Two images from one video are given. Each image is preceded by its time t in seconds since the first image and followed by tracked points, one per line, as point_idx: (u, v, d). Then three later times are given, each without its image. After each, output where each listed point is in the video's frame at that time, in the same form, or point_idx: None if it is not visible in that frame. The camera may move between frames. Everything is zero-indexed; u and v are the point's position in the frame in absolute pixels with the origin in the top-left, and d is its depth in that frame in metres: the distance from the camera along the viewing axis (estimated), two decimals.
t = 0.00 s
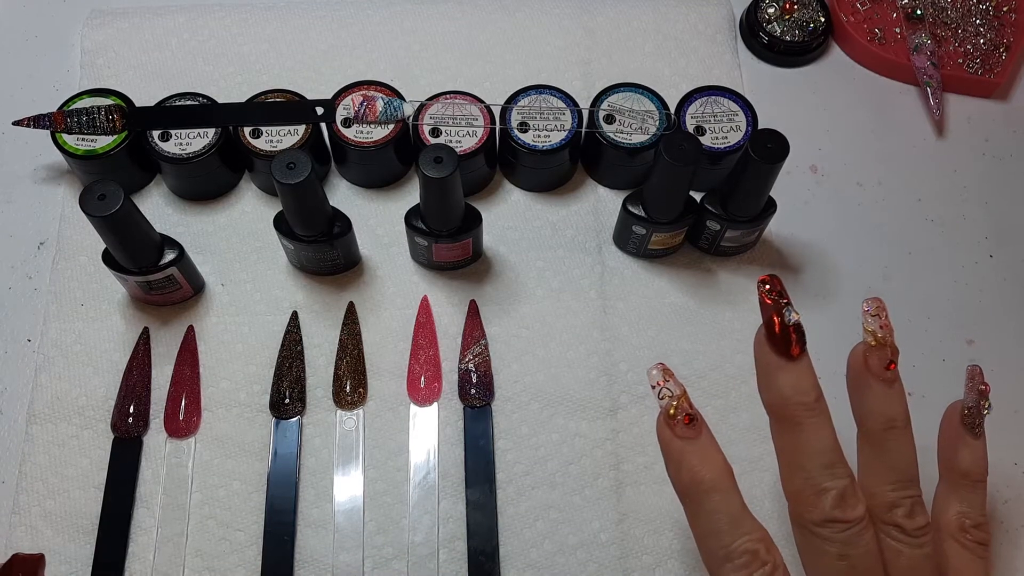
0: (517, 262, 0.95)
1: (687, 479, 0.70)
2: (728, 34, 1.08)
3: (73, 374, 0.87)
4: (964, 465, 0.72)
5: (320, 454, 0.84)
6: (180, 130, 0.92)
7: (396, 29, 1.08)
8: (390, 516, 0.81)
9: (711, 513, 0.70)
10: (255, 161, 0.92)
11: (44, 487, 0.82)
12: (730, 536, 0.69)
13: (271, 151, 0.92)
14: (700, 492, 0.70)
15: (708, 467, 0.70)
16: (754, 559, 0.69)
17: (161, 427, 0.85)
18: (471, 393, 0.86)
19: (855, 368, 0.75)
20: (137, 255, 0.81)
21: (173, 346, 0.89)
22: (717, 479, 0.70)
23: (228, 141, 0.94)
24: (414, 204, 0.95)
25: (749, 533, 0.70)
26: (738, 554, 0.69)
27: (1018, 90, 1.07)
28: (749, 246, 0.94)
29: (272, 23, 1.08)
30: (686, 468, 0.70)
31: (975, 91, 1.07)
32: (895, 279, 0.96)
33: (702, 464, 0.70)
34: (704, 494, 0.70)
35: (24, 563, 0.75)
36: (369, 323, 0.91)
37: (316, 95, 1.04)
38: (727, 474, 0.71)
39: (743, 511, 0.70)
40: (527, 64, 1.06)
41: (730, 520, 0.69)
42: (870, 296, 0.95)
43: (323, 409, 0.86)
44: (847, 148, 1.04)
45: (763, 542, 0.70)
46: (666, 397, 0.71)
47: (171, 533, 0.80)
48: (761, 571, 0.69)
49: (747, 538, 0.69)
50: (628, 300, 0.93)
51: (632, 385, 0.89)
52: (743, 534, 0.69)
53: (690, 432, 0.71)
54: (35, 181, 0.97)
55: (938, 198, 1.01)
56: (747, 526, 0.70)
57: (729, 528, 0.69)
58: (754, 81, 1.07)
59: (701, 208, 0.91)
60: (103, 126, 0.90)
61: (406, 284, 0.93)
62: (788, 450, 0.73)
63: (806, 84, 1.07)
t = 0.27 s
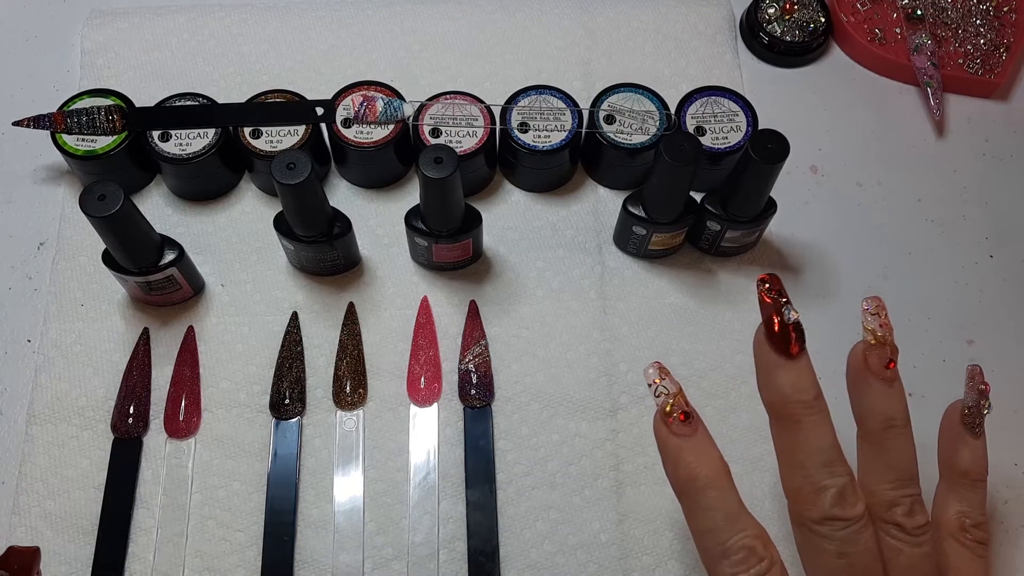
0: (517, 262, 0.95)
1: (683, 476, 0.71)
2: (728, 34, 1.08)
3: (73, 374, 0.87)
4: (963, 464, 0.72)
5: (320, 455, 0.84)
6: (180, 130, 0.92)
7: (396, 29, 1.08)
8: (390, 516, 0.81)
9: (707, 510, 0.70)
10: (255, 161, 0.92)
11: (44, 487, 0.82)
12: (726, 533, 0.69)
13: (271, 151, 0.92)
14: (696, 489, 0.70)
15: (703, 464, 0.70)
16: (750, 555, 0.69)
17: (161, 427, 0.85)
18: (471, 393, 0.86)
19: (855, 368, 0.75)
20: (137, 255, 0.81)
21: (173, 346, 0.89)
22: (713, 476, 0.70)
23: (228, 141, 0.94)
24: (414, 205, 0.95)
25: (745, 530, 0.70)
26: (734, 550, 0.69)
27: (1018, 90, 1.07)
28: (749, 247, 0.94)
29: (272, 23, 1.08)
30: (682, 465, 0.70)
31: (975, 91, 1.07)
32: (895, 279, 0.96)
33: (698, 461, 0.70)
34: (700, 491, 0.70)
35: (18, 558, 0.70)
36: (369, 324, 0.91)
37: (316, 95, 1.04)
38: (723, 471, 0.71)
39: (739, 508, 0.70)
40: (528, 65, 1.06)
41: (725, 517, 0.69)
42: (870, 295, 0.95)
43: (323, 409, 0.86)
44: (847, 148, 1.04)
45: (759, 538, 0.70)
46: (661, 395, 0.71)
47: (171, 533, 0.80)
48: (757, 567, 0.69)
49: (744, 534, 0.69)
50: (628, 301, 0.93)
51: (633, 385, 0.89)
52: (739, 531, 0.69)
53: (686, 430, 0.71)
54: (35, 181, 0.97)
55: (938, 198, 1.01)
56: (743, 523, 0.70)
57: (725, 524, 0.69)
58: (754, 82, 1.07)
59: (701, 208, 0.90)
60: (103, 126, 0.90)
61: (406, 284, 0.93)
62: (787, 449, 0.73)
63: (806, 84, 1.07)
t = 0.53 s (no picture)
0: (517, 261, 0.95)
1: (680, 475, 0.71)
2: (728, 34, 1.08)
3: (73, 374, 0.87)
4: (964, 464, 0.72)
5: (320, 455, 0.84)
6: (180, 130, 0.92)
7: (396, 29, 1.08)
8: (390, 516, 0.81)
9: (705, 509, 0.70)
10: (255, 161, 0.92)
11: (44, 487, 0.82)
12: (724, 532, 0.69)
13: (271, 151, 0.92)
14: (693, 488, 0.70)
15: (699, 464, 0.70)
16: (747, 554, 0.69)
17: (161, 427, 0.85)
18: (471, 392, 0.86)
19: (855, 367, 0.75)
20: (137, 254, 0.81)
21: (173, 346, 0.89)
22: (709, 475, 0.70)
23: (228, 141, 0.94)
24: (414, 204, 0.95)
25: (741, 529, 0.70)
26: (731, 549, 0.69)
27: (1018, 90, 1.08)
28: (749, 246, 0.94)
29: (272, 23, 1.08)
30: (679, 464, 0.70)
31: (975, 91, 1.07)
32: (895, 279, 0.96)
33: (694, 460, 0.70)
34: (697, 490, 0.70)
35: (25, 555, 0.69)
36: (369, 323, 0.91)
37: (316, 95, 1.04)
38: (719, 470, 0.71)
39: (736, 507, 0.70)
40: (527, 64, 1.06)
41: (722, 515, 0.69)
42: (871, 295, 0.95)
43: (323, 409, 0.86)
44: (847, 148, 1.04)
45: (756, 537, 0.70)
46: (657, 396, 0.71)
47: (171, 533, 0.80)
48: (754, 566, 0.69)
49: (741, 533, 0.69)
50: (628, 300, 0.93)
51: (633, 384, 0.89)
52: (736, 530, 0.69)
53: (682, 430, 0.71)
54: (35, 181, 0.97)
55: (938, 198, 1.01)
56: (739, 522, 0.70)
57: (722, 523, 0.69)
58: (754, 81, 1.07)
59: (701, 207, 0.91)
60: (103, 126, 0.90)
61: (406, 284, 0.93)
62: (787, 448, 0.73)
63: (806, 84, 1.07)
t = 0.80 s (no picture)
0: (517, 262, 0.95)
1: (679, 475, 0.71)
2: (728, 34, 1.08)
3: (73, 374, 0.87)
4: (965, 464, 0.72)
5: (320, 455, 0.84)
6: (180, 130, 0.92)
7: (396, 29, 1.08)
8: (390, 516, 0.81)
9: (703, 509, 0.70)
10: (255, 161, 0.92)
11: (44, 487, 0.82)
12: (722, 531, 0.69)
13: (271, 151, 0.92)
14: (691, 488, 0.70)
15: (697, 464, 0.70)
16: (746, 554, 0.69)
17: (161, 427, 0.85)
18: (471, 393, 0.86)
19: (856, 367, 0.75)
20: (136, 254, 0.81)
21: (173, 346, 0.89)
22: (707, 475, 0.70)
23: (228, 141, 0.94)
24: (414, 204, 0.95)
25: (739, 529, 0.70)
26: (730, 549, 0.69)
27: (1018, 90, 1.08)
28: (749, 246, 0.94)
29: (272, 23, 1.08)
30: (676, 464, 0.70)
31: (975, 91, 1.07)
32: (895, 279, 0.96)
33: (692, 460, 0.70)
34: (694, 490, 0.70)
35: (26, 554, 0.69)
36: (369, 323, 0.91)
37: (316, 95, 1.04)
38: (717, 470, 0.71)
39: (735, 506, 0.70)
40: (527, 64, 1.06)
41: (720, 515, 0.69)
42: (871, 295, 0.95)
43: (323, 409, 0.86)
44: (847, 148, 1.04)
45: (754, 537, 0.70)
46: (653, 397, 0.71)
47: (171, 533, 0.80)
48: (752, 566, 0.69)
49: (738, 533, 0.69)
50: (628, 300, 0.93)
51: (632, 385, 0.89)
52: (734, 530, 0.69)
53: (679, 430, 0.71)
54: (35, 181, 0.97)
55: (938, 198, 1.01)
56: (737, 522, 0.70)
57: (721, 523, 0.69)
58: (754, 82, 1.07)
59: (701, 208, 0.90)
60: (103, 126, 0.90)
61: (407, 284, 0.93)
62: (787, 449, 0.73)
63: (806, 84, 1.07)
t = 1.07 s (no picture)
0: (517, 262, 0.95)
1: (678, 475, 0.71)
2: (728, 34, 1.08)
3: (72, 374, 0.87)
4: (966, 464, 0.72)
5: (320, 455, 0.84)
6: (180, 130, 0.92)
7: (396, 29, 1.08)
8: (390, 516, 0.81)
9: (702, 509, 0.70)
10: (255, 161, 0.92)
11: (44, 487, 0.82)
12: (721, 531, 0.69)
13: (271, 151, 0.92)
14: (690, 487, 0.70)
15: (695, 464, 0.70)
16: (745, 553, 0.69)
17: (161, 427, 0.85)
18: (471, 393, 0.86)
19: (856, 367, 0.75)
20: (136, 254, 0.81)
21: (173, 346, 0.89)
22: (706, 474, 0.70)
23: (228, 141, 0.94)
24: (414, 204, 0.95)
25: (738, 528, 0.70)
26: (728, 548, 0.69)
27: (1018, 90, 1.08)
28: (749, 246, 0.94)
29: (272, 24, 1.08)
30: (675, 464, 0.70)
31: (975, 91, 1.07)
32: (895, 279, 0.96)
33: (690, 460, 0.70)
34: (693, 489, 0.70)
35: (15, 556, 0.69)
36: (369, 323, 0.91)
37: (316, 95, 1.04)
38: (716, 469, 0.71)
39: (733, 505, 0.70)
40: (527, 65, 1.06)
41: (719, 514, 0.69)
42: (871, 295, 0.95)
43: (323, 409, 0.86)
44: (847, 148, 1.04)
45: (752, 536, 0.70)
46: (652, 397, 0.71)
47: (171, 533, 0.80)
48: (751, 565, 0.69)
49: (737, 532, 0.69)
50: (628, 300, 0.93)
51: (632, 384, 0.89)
52: (733, 529, 0.69)
53: (678, 430, 0.71)
54: (35, 181, 0.97)
55: (938, 198, 1.01)
56: (736, 521, 0.70)
57: (719, 522, 0.69)
58: (754, 82, 1.07)
59: (701, 208, 0.90)
60: (103, 126, 0.90)
61: (407, 284, 0.93)
62: (787, 448, 0.73)
63: (806, 84, 1.07)
